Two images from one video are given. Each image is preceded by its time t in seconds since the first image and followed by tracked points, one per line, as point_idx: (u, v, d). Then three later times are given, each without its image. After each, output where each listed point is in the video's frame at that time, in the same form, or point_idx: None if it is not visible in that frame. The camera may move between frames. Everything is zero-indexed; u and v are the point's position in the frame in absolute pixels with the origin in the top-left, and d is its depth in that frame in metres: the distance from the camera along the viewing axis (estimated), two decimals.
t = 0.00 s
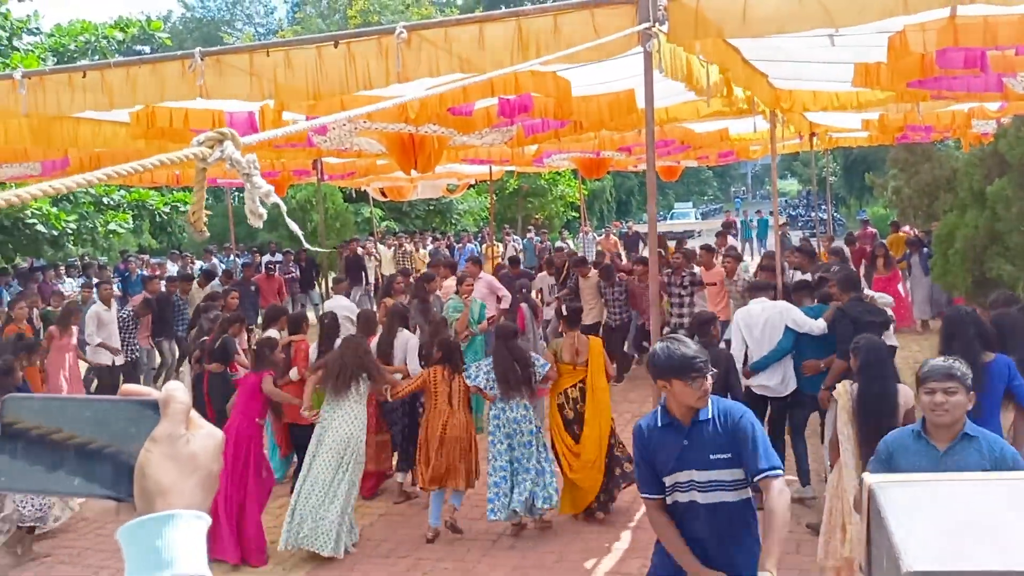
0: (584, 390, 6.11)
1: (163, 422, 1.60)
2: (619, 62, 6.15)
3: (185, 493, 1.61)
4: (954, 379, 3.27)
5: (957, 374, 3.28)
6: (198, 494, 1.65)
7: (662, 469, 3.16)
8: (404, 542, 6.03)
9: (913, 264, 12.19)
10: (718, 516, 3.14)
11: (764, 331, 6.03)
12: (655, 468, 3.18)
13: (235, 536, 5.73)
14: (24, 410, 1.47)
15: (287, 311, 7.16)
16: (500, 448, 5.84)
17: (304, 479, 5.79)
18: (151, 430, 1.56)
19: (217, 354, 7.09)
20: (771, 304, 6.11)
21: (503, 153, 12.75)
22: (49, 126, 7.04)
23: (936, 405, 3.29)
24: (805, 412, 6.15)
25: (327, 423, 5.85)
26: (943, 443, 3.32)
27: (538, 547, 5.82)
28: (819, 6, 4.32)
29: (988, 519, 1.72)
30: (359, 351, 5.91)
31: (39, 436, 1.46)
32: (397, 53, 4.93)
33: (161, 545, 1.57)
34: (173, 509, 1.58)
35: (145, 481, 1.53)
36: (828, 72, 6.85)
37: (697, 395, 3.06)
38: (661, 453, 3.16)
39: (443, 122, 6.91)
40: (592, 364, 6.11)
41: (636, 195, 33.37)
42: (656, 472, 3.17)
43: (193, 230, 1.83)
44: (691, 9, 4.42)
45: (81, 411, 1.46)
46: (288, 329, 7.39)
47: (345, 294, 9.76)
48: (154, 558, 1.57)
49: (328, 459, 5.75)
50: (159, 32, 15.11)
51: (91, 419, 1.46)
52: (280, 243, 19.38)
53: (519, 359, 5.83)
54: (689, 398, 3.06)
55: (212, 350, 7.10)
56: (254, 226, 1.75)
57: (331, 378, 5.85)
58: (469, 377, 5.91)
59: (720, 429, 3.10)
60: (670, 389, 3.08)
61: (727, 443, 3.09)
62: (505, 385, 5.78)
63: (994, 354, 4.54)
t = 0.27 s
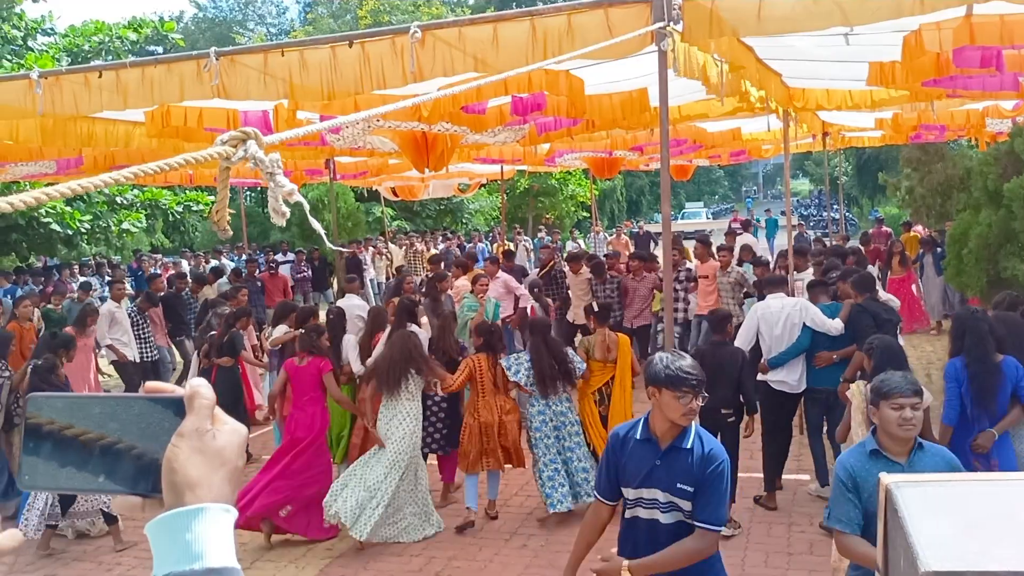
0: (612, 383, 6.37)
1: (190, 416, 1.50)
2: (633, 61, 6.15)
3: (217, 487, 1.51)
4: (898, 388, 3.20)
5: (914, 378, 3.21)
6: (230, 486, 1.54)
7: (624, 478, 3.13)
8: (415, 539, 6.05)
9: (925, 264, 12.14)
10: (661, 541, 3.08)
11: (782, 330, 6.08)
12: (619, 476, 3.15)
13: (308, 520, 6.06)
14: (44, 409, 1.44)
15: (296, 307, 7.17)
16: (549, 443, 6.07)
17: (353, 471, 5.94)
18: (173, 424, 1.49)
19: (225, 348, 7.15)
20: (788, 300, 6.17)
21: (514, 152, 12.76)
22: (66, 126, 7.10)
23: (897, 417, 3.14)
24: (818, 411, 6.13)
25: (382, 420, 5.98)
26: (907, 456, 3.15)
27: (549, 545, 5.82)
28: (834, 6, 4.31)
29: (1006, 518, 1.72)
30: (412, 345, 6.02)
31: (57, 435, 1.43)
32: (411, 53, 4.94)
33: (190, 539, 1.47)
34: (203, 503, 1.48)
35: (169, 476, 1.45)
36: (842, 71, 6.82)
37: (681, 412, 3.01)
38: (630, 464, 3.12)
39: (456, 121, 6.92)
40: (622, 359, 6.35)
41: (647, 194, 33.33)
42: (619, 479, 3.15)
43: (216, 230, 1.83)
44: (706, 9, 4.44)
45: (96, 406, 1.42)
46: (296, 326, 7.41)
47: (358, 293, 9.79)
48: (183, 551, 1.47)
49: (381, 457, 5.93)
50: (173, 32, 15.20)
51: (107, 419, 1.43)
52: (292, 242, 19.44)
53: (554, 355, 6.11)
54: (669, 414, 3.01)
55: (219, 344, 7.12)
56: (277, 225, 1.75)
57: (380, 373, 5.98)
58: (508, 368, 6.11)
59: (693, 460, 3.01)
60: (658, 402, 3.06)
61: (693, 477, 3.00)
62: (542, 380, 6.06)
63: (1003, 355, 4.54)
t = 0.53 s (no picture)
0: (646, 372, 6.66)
1: (228, 416, 1.37)
2: (649, 64, 6.15)
3: (256, 486, 1.38)
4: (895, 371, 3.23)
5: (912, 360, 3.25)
6: (268, 485, 1.40)
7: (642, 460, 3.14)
8: (432, 542, 6.05)
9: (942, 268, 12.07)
10: (684, 526, 3.12)
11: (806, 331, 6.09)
12: (638, 460, 3.15)
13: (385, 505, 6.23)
14: (81, 406, 1.27)
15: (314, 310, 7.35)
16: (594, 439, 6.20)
17: (426, 466, 6.24)
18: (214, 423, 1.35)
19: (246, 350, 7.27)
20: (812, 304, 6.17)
21: (530, 155, 12.78)
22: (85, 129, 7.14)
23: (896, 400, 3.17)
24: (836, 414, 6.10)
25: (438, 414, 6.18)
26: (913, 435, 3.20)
27: (568, 550, 5.79)
28: (854, 9, 4.30)
29: None
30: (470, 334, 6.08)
31: (96, 435, 1.27)
32: (428, 57, 4.96)
33: (229, 539, 1.34)
34: (241, 503, 1.35)
35: (209, 476, 1.32)
36: (860, 73, 6.79)
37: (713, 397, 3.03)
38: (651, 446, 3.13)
39: (472, 124, 6.94)
40: (658, 351, 6.67)
41: (661, 197, 33.31)
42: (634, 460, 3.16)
43: (244, 234, 1.83)
44: (724, 11, 4.44)
45: (139, 406, 1.27)
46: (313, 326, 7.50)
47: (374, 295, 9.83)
48: (222, 551, 1.34)
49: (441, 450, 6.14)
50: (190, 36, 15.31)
51: (155, 414, 1.28)
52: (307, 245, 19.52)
53: (600, 348, 6.20)
54: (700, 402, 3.03)
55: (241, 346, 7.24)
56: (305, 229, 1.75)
57: (438, 363, 6.09)
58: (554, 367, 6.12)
59: (720, 449, 3.08)
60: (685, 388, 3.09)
61: (723, 464, 3.08)
62: (590, 372, 6.14)
63: (1009, 357, 4.50)
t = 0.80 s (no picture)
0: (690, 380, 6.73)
1: (262, 419, 1.29)
2: (666, 68, 6.15)
3: (291, 487, 1.27)
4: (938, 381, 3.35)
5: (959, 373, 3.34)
6: (303, 490, 1.30)
7: (703, 468, 3.17)
8: (453, 547, 6.06)
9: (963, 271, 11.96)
10: (745, 533, 3.18)
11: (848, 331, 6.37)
12: (697, 469, 3.18)
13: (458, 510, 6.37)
14: (121, 408, 1.23)
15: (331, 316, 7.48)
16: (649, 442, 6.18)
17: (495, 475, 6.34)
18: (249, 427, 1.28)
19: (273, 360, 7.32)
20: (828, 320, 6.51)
21: (548, 159, 12.80)
22: (109, 137, 7.22)
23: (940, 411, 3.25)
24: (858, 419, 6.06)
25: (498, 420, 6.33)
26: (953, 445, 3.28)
27: (588, 554, 5.78)
28: (875, 11, 4.28)
29: None
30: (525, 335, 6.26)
31: (138, 437, 1.23)
32: (447, 62, 4.98)
33: (263, 539, 1.21)
34: (275, 503, 1.24)
35: (242, 476, 1.24)
36: (881, 75, 6.75)
37: (756, 395, 3.12)
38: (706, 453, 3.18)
39: (491, 129, 6.95)
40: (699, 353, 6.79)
41: (679, 201, 33.23)
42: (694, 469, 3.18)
43: (270, 239, 1.84)
44: (743, 15, 4.41)
45: (181, 407, 1.22)
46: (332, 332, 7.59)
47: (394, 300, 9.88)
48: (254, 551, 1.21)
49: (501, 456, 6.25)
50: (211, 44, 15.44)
51: (193, 414, 1.22)
52: (326, 251, 19.62)
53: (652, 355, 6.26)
54: (750, 404, 3.12)
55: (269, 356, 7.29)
56: (330, 233, 1.76)
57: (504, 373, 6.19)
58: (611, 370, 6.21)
59: (770, 446, 3.21)
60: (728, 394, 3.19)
61: (776, 461, 3.22)
62: (643, 380, 6.17)
63: None
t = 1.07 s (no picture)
0: (720, 371, 6.58)
1: (256, 414, 1.30)
2: (667, 66, 6.16)
3: (285, 483, 1.26)
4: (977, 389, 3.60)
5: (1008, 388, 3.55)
6: (297, 484, 1.28)
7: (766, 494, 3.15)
8: (454, 545, 6.08)
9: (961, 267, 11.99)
10: (813, 548, 3.17)
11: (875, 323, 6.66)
12: (757, 497, 3.16)
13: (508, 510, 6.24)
14: (119, 405, 1.30)
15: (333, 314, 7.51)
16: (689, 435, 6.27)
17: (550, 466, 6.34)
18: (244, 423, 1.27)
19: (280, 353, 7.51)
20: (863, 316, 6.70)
21: (548, 157, 12.80)
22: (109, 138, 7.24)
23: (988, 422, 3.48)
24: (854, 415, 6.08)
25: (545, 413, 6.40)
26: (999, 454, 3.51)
27: (589, 552, 5.80)
28: (873, 8, 4.29)
29: None
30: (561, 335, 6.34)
31: (139, 434, 1.29)
32: (446, 61, 4.99)
33: (257, 532, 1.20)
34: (269, 497, 1.23)
35: (235, 471, 1.24)
36: (882, 72, 6.75)
37: (794, 415, 3.15)
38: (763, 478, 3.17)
39: (490, 128, 6.96)
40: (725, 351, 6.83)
41: (681, 199, 33.20)
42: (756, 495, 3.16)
43: (268, 237, 1.85)
44: (742, 13, 4.39)
45: (175, 404, 1.29)
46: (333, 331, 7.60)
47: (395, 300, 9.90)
48: (247, 544, 1.19)
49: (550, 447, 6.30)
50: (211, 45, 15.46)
51: (190, 412, 1.29)
52: (328, 250, 19.64)
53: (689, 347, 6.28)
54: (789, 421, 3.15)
55: (275, 349, 7.47)
56: (327, 232, 1.77)
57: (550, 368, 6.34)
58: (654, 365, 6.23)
59: (816, 455, 3.24)
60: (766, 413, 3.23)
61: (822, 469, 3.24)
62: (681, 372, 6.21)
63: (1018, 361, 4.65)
